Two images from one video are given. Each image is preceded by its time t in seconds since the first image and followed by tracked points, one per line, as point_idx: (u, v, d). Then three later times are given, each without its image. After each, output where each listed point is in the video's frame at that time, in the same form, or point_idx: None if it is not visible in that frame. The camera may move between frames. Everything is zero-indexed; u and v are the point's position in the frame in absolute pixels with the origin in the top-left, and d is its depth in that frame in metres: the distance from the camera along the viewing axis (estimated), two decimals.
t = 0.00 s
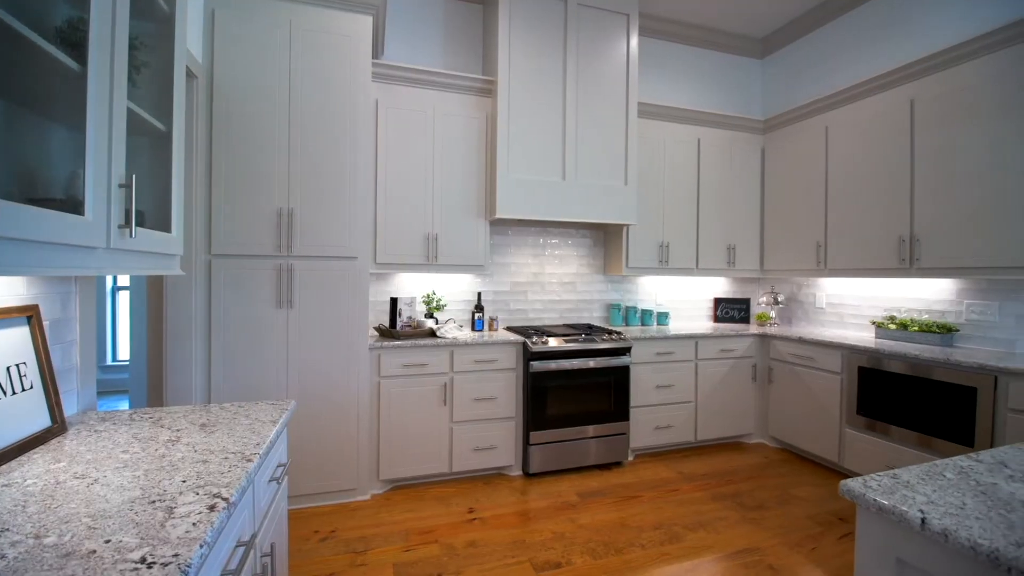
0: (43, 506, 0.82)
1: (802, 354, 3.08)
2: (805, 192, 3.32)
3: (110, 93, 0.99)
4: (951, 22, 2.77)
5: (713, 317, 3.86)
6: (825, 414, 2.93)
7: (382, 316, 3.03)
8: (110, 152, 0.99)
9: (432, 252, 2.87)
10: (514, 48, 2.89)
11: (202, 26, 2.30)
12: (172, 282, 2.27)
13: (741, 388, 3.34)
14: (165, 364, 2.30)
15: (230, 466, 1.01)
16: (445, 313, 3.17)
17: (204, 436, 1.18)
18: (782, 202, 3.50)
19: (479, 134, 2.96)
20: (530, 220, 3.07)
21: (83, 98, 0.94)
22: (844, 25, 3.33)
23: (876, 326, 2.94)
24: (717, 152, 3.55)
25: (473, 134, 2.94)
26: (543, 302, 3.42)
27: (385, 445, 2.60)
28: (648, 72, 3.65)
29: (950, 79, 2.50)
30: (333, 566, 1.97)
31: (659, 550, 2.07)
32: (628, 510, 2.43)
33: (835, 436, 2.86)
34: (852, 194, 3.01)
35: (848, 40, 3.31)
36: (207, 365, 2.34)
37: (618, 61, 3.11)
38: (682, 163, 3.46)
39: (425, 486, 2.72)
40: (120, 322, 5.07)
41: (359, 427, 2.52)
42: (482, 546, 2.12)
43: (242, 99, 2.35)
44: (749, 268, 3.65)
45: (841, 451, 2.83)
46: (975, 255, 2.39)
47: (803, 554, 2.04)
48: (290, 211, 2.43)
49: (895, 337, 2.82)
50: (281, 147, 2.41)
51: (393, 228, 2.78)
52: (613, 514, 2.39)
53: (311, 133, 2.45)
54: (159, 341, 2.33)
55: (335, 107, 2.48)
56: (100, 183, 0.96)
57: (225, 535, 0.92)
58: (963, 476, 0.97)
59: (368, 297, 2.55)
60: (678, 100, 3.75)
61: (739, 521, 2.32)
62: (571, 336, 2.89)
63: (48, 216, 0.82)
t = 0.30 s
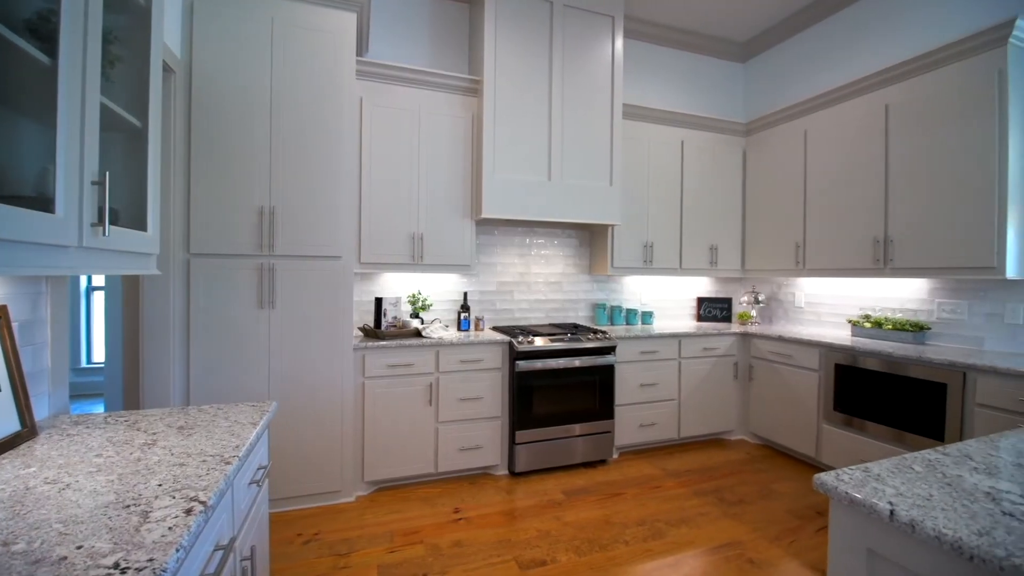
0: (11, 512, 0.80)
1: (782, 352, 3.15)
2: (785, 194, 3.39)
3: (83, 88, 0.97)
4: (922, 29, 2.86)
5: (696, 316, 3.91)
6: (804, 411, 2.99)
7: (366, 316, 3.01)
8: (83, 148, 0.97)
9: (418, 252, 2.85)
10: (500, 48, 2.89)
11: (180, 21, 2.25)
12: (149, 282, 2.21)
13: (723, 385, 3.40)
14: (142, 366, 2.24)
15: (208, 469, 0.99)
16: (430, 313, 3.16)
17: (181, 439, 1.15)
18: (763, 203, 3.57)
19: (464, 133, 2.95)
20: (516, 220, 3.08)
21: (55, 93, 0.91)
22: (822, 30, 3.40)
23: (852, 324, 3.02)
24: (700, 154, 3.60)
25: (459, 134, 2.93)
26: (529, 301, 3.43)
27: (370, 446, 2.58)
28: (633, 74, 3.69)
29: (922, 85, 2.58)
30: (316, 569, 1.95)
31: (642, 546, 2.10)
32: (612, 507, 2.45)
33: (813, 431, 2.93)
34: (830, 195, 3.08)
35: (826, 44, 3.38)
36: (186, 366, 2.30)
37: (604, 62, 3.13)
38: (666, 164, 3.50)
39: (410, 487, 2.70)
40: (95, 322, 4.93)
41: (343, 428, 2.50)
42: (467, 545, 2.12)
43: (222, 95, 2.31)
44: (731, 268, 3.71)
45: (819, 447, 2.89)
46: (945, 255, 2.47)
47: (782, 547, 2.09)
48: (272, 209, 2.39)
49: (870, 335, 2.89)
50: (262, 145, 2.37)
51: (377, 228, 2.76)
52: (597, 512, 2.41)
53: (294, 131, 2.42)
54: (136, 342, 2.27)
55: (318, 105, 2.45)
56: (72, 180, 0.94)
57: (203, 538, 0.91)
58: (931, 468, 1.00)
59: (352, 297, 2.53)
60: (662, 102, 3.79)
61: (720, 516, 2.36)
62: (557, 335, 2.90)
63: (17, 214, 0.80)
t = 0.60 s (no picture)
0: None
1: (760, 350, 3.21)
2: (763, 195, 3.46)
3: (50, 81, 0.94)
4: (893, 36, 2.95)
5: (677, 315, 3.97)
6: (781, 407, 3.06)
7: (348, 316, 2.97)
8: (50, 143, 0.93)
9: (401, 251, 2.83)
10: (484, 47, 2.89)
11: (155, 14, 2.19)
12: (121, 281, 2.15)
13: (703, 383, 3.46)
14: (114, 368, 2.18)
15: (183, 472, 0.97)
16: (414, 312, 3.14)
17: (155, 442, 1.13)
18: (742, 204, 3.64)
19: (448, 132, 2.94)
20: (499, 220, 3.08)
21: (21, 86, 0.88)
22: (800, 35, 3.48)
23: (827, 323, 3.10)
24: (681, 155, 3.65)
25: (443, 133, 2.92)
26: (514, 301, 3.43)
27: (352, 447, 2.56)
28: (616, 75, 3.72)
29: (894, 90, 2.67)
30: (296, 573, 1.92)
31: (624, 542, 2.12)
32: (595, 504, 2.47)
33: (790, 427, 3.00)
34: (806, 197, 3.15)
35: (803, 49, 3.46)
36: (161, 367, 2.24)
37: (587, 63, 3.16)
38: (649, 165, 3.54)
39: (393, 487, 2.68)
40: (65, 324, 4.77)
41: (324, 429, 2.47)
42: (450, 545, 2.11)
43: (198, 91, 2.26)
44: (711, 268, 3.77)
45: (795, 442, 2.97)
46: (915, 255, 2.56)
47: (760, 541, 2.13)
48: (250, 207, 2.35)
49: (845, 333, 2.98)
50: (241, 142, 2.33)
51: (359, 227, 2.73)
52: (580, 509, 2.42)
53: (274, 128, 2.38)
54: (108, 344, 2.21)
55: (299, 102, 2.42)
56: (39, 176, 0.91)
57: (177, 543, 0.89)
58: (898, 461, 1.04)
59: (333, 297, 2.50)
60: (644, 103, 3.83)
61: (700, 511, 2.41)
62: (540, 334, 2.91)
63: None
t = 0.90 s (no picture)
0: None
1: (738, 348, 3.28)
2: (742, 196, 3.53)
3: (10, 70, 0.90)
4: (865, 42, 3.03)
5: (658, 313, 4.02)
6: (759, 404, 3.13)
7: (329, 316, 2.93)
8: (11, 135, 0.90)
9: (383, 250, 2.80)
10: (466, 46, 2.88)
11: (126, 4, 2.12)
12: (90, 280, 2.08)
13: (684, 381, 3.51)
14: (83, 369, 2.11)
15: (153, 476, 0.95)
16: (396, 312, 3.11)
17: (125, 446, 1.09)
18: (721, 204, 3.70)
19: (431, 130, 2.92)
20: (482, 219, 3.07)
21: None
22: (777, 40, 3.56)
23: (803, 321, 3.18)
24: (663, 157, 3.69)
25: (425, 131, 2.90)
26: (497, 300, 3.43)
27: (332, 448, 2.52)
28: (599, 76, 3.74)
29: (866, 95, 2.74)
30: None
31: (606, 539, 2.14)
32: (577, 502, 2.49)
33: (767, 423, 3.06)
34: (782, 198, 3.22)
35: (780, 54, 3.54)
36: (133, 369, 2.18)
37: (570, 63, 3.17)
38: (631, 165, 3.58)
39: (374, 489, 2.66)
40: (31, 325, 4.59)
41: (304, 431, 2.43)
42: (432, 546, 2.10)
43: (172, 84, 2.20)
44: (691, 268, 3.83)
45: (772, 437, 3.03)
46: (886, 255, 2.64)
47: (738, 534, 2.18)
48: (226, 205, 2.30)
49: (820, 331, 3.05)
50: (216, 138, 2.27)
51: (340, 225, 2.70)
52: (563, 507, 2.43)
53: (251, 124, 2.33)
54: (76, 345, 2.13)
55: (277, 98, 2.37)
56: None
57: (147, 548, 0.87)
58: (868, 454, 1.07)
59: (313, 296, 2.46)
60: (627, 104, 3.86)
61: (680, 507, 2.44)
62: (524, 333, 2.92)
63: None
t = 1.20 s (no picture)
0: None
1: (718, 346, 3.33)
2: (721, 197, 3.58)
3: None
4: (840, 47, 3.11)
5: (640, 312, 4.06)
6: (738, 401, 3.18)
7: (308, 315, 2.89)
8: None
9: (363, 249, 2.77)
10: (449, 43, 2.86)
11: None
12: (56, 279, 2.01)
13: (665, 379, 3.55)
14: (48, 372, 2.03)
15: (120, 482, 0.92)
16: (377, 312, 3.07)
17: (90, 451, 1.05)
18: (701, 205, 3.75)
19: (413, 128, 2.89)
20: (465, 218, 3.05)
21: None
22: (756, 43, 3.63)
23: (780, 319, 3.24)
24: (644, 157, 3.73)
25: (407, 129, 2.88)
26: (480, 300, 3.42)
27: (312, 450, 2.49)
28: (581, 76, 3.76)
29: (840, 99, 2.81)
30: None
31: (588, 537, 2.15)
32: (560, 500, 2.50)
33: (746, 420, 3.12)
34: (760, 199, 3.29)
35: (759, 57, 3.61)
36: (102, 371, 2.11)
37: (553, 63, 3.18)
38: (613, 165, 3.61)
39: (356, 491, 2.63)
40: None
41: (282, 433, 2.39)
42: (414, 548, 2.08)
43: (144, 78, 2.13)
44: (672, 267, 3.88)
45: (750, 433, 3.09)
46: (859, 255, 2.71)
47: (717, 529, 2.21)
48: (200, 202, 2.24)
49: (796, 329, 3.12)
50: (190, 133, 2.21)
51: (319, 224, 2.65)
52: (545, 506, 2.44)
53: (226, 119, 2.28)
54: (41, 346, 2.05)
55: (254, 93, 2.32)
56: None
57: (112, 558, 0.84)
58: (840, 449, 1.09)
59: (291, 296, 2.42)
60: (609, 104, 3.89)
61: (661, 503, 2.47)
62: (507, 332, 2.91)
63: None
